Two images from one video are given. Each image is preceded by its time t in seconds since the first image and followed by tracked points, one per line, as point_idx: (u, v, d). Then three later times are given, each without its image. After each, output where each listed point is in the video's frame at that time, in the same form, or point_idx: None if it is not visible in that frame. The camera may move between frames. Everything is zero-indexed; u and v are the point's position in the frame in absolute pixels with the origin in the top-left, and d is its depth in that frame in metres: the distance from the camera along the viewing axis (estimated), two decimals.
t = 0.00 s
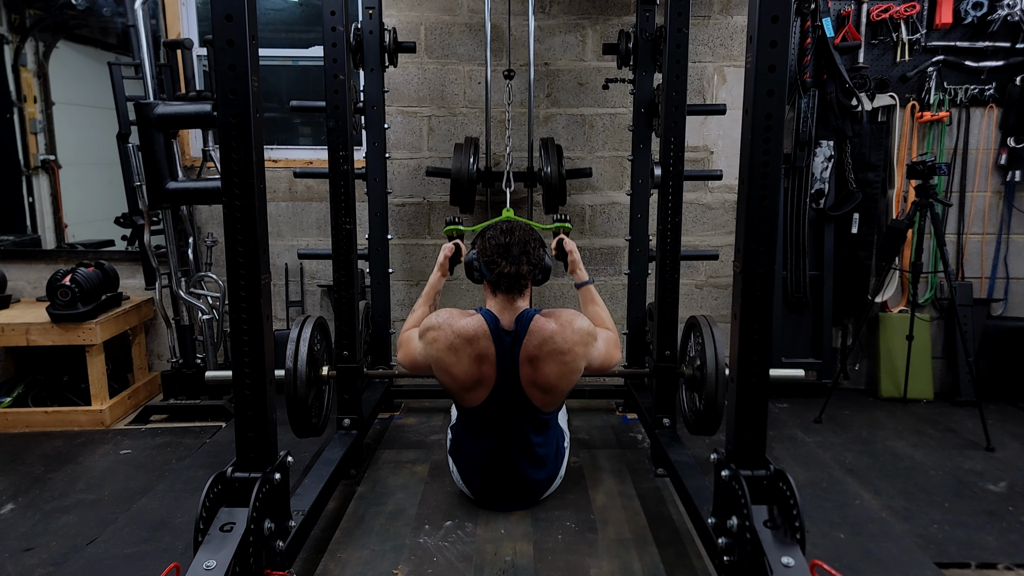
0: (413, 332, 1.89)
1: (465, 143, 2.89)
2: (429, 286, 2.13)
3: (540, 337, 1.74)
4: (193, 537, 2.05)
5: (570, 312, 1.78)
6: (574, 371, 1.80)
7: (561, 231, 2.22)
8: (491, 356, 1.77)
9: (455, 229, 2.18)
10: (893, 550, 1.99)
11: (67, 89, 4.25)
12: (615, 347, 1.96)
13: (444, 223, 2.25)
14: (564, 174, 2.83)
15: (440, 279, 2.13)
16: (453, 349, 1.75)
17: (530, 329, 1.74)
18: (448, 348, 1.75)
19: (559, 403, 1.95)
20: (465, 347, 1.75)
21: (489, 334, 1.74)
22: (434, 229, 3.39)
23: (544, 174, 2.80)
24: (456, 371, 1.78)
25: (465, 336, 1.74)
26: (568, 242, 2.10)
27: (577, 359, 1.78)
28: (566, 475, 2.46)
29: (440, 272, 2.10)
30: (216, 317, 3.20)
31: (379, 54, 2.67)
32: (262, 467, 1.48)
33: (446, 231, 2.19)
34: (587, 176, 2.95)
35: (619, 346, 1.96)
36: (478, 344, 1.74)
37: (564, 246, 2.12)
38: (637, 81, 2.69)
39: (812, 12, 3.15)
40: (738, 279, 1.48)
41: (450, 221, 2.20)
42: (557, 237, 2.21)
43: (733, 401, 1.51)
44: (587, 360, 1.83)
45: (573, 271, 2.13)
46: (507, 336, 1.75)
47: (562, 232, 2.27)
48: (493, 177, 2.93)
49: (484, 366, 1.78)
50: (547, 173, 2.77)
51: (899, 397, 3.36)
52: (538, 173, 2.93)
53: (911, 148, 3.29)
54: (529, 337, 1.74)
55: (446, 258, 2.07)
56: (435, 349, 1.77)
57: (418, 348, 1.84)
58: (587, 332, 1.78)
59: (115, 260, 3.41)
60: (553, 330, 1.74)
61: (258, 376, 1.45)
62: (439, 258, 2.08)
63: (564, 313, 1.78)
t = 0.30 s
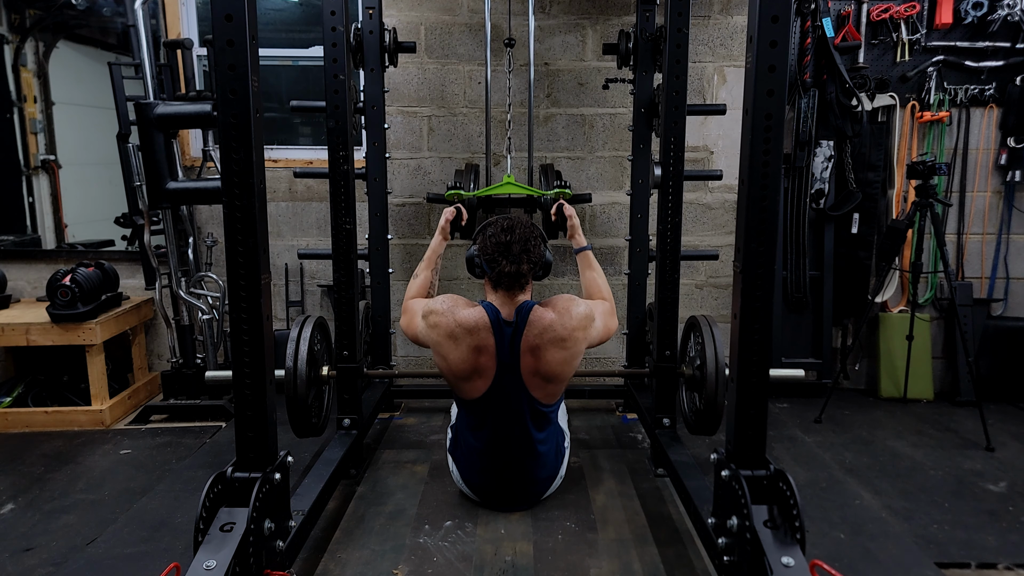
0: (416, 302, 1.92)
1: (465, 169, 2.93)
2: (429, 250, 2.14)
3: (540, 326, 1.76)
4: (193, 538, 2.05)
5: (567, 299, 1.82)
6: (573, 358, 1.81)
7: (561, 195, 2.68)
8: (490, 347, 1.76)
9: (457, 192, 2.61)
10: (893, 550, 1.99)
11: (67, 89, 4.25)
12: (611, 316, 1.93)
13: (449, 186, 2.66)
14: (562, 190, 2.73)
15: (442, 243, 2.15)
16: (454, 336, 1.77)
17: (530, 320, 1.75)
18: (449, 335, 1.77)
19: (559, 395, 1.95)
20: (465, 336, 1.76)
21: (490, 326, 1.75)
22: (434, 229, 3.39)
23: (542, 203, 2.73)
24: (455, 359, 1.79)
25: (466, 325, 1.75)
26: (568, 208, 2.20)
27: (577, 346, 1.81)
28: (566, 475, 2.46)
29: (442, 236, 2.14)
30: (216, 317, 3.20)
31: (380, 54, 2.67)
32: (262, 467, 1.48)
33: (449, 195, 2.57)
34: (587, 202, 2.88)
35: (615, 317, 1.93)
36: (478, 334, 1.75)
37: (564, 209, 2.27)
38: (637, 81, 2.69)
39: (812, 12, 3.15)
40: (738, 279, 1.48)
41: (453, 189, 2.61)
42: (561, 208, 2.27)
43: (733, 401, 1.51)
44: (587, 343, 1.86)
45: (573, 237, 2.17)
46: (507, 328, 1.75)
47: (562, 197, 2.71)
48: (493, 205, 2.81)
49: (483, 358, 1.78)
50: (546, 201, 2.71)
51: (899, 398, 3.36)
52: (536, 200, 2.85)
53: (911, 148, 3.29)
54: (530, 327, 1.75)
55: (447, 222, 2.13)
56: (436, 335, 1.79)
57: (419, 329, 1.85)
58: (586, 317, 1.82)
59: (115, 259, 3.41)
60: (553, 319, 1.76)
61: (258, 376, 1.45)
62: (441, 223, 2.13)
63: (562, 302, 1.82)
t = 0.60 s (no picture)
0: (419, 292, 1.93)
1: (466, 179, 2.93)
2: (434, 236, 2.14)
3: (542, 324, 1.75)
4: (193, 538, 2.05)
5: (567, 295, 1.82)
6: (574, 355, 1.82)
7: (561, 178, 2.55)
8: (491, 345, 1.76)
9: (458, 179, 2.46)
10: (893, 550, 1.99)
11: (67, 89, 4.25)
12: (609, 302, 1.96)
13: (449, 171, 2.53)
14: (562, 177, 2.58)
15: (443, 230, 2.15)
16: (454, 333, 1.77)
17: (531, 319, 1.74)
18: (449, 331, 1.77)
19: (559, 392, 1.95)
20: (465, 333, 1.76)
21: (491, 324, 1.74)
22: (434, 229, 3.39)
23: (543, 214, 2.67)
24: (455, 355, 1.80)
25: (466, 322, 1.75)
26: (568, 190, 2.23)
27: (578, 342, 1.81)
28: (566, 475, 2.46)
29: (443, 222, 2.12)
30: (216, 317, 3.20)
31: (380, 54, 2.67)
32: (262, 467, 1.48)
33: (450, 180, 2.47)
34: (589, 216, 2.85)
35: (612, 303, 1.95)
36: (479, 332, 1.75)
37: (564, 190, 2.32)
38: (637, 81, 2.69)
39: (812, 12, 3.15)
40: (738, 279, 1.48)
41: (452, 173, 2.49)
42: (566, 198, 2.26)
43: (733, 401, 1.51)
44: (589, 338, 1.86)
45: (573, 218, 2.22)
46: (508, 326, 1.74)
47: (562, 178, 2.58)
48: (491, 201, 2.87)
49: (482, 355, 1.78)
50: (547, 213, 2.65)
51: (899, 397, 3.36)
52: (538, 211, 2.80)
53: (911, 148, 3.29)
54: (532, 326, 1.75)
55: (448, 208, 2.10)
56: (437, 331, 1.80)
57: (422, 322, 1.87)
58: (587, 312, 1.82)
59: (115, 260, 3.41)
60: (554, 318, 1.76)
61: (258, 376, 1.45)
62: (442, 210, 2.10)
63: (564, 298, 1.81)
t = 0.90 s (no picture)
0: (415, 313, 1.90)
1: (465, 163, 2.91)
2: (431, 262, 2.10)
3: (546, 336, 1.76)
4: (193, 538, 2.05)
5: (573, 308, 1.82)
6: (577, 367, 1.83)
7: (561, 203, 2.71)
8: (495, 357, 1.77)
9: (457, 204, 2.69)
10: (893, 550, 1.99)
11: (67, 89, 4.25)
12: (612, 325, 1.93)
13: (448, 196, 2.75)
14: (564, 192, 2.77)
15: (442, 254, 2.11)
16: (455, 348, 1.77)
17: (535, 330, 1.75)
18: (450, 347, 1.77)
19: (561, 401, 1.96)
20: (468, 348, 1.75)
21: (495, 336, 1.74)
22: (433, 229, 3.39)
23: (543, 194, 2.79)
24: (457, 370, 1.79)
25: (468, 336, 1.74)
26: (568, 214, 2.11)
27: (582, 355, 1.82)
28: (566, 475, 2.46)
29: (442, 247, 2.09)
30: (216, 317, 3.20)
31: (380, 54, 2.67)
32: (262, 467, 1.48)
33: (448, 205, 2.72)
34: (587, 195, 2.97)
35: (616, 325, 1.93)
36: (481, 345, 1.75)
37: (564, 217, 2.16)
38: (637, 81, 2.69)
39: (812, 12, 3.15)
40: (738, 279, 1.48)
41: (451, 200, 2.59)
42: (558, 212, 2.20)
43: (733, 400, 1.51)
44: (593, 351, 1.87)
45: (573, 243, 2.11)
46: (512, 337, 1.75)
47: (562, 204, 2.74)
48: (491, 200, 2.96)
49: (485, 367, 1.78)
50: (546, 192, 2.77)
51: (899, 397, 3.37)
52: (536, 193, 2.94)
53: (911, 148, 3.29)
54: (536, 337, 1.75)
55: (447, 233, 2.04)
56: (437, 347, 1.79)
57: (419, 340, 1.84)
58: (591, 326, 1.82)
59: (115, 260, 3.41)
60: (560, 329, 1.76)
61: (258, 376, 1.45)
62: (441, 234, 2.05)
63: (568, 310, 1.82)
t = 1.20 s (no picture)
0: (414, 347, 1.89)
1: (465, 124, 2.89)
2: (428, 313, 2.09)
3: (544, 345, 1.74)
4: (192, 538, 2.05)
5: (575, 322, 1.80)
6: (577, 379, 1.81)
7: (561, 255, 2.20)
8: (496, 364, 1.76)
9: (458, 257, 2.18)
10: (893, 550, 1.99)
11: (66, 89, 4.25)
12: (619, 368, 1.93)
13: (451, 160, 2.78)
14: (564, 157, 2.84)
15: (441, 307, 2.09)
16: (455, 358, 1.74)
17: (534, 337, 1.74)
18: (450, 358, 1.74)
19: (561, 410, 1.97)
20: (469, 357, 1.74)
21: (495, 342, 1.73)
22: (434, 228, 3.39)
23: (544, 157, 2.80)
24: (457, 381, 1.77)
25: (467, 345, 1.73)
26: (568, 266, 2.07)
27: (582, 368, 1.79)
28: (566, 475, 2.46)
29: (441, 299, 2.06)
30: (216, 317, 3.21)
31: (380, 54, 2.67)
32: (262, 467, 1.48)
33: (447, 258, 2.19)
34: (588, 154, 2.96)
35: (623, 366, 1.93)
36: (481, 352, 1.74)
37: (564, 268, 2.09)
38: (637, 81, 2.69)
39: (812, 12, 3.15)
40: (738, 279, 1.48)
41: (450, 250, 2.20)
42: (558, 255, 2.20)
43: (733, 401, 1.51)
44: (593, 370, 1.84)
45: (574, 294, 2.07)
46: (511, 343, 1.74)
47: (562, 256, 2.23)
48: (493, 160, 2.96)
49: (486, 375, 1.78)
50: (547, 155, 2.78)
51: (899, 397, 3.37)
52: (538, 156, 2.94)
53: (911, 148, 3.29)
54: (535, 344, 1.74)
55: (447, 286, 2.02)
56: (436, 360, 1.76)
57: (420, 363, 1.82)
58: (591, 342, 1.79)
59: (115, 260, 3.41)
60: (559, 338, 1.74)
61: (258, 376, 1.45)
62: (439, 288, 2.03)
63: (569, 322, 1.79)
